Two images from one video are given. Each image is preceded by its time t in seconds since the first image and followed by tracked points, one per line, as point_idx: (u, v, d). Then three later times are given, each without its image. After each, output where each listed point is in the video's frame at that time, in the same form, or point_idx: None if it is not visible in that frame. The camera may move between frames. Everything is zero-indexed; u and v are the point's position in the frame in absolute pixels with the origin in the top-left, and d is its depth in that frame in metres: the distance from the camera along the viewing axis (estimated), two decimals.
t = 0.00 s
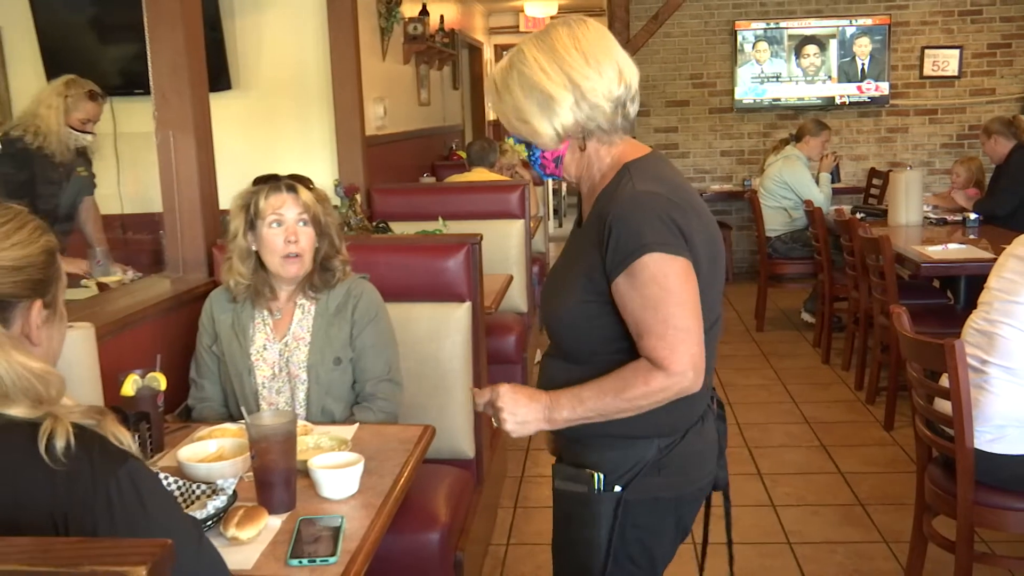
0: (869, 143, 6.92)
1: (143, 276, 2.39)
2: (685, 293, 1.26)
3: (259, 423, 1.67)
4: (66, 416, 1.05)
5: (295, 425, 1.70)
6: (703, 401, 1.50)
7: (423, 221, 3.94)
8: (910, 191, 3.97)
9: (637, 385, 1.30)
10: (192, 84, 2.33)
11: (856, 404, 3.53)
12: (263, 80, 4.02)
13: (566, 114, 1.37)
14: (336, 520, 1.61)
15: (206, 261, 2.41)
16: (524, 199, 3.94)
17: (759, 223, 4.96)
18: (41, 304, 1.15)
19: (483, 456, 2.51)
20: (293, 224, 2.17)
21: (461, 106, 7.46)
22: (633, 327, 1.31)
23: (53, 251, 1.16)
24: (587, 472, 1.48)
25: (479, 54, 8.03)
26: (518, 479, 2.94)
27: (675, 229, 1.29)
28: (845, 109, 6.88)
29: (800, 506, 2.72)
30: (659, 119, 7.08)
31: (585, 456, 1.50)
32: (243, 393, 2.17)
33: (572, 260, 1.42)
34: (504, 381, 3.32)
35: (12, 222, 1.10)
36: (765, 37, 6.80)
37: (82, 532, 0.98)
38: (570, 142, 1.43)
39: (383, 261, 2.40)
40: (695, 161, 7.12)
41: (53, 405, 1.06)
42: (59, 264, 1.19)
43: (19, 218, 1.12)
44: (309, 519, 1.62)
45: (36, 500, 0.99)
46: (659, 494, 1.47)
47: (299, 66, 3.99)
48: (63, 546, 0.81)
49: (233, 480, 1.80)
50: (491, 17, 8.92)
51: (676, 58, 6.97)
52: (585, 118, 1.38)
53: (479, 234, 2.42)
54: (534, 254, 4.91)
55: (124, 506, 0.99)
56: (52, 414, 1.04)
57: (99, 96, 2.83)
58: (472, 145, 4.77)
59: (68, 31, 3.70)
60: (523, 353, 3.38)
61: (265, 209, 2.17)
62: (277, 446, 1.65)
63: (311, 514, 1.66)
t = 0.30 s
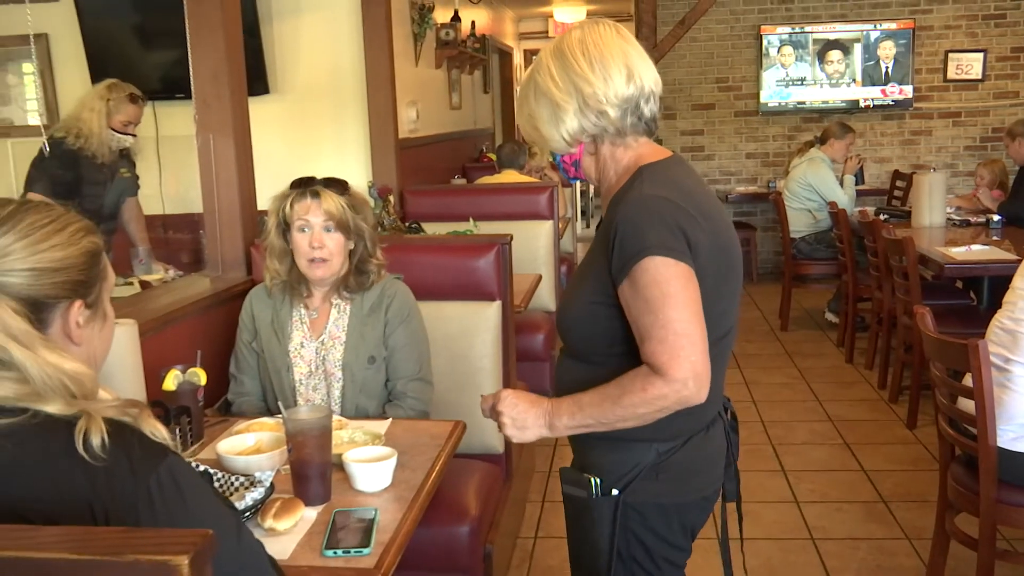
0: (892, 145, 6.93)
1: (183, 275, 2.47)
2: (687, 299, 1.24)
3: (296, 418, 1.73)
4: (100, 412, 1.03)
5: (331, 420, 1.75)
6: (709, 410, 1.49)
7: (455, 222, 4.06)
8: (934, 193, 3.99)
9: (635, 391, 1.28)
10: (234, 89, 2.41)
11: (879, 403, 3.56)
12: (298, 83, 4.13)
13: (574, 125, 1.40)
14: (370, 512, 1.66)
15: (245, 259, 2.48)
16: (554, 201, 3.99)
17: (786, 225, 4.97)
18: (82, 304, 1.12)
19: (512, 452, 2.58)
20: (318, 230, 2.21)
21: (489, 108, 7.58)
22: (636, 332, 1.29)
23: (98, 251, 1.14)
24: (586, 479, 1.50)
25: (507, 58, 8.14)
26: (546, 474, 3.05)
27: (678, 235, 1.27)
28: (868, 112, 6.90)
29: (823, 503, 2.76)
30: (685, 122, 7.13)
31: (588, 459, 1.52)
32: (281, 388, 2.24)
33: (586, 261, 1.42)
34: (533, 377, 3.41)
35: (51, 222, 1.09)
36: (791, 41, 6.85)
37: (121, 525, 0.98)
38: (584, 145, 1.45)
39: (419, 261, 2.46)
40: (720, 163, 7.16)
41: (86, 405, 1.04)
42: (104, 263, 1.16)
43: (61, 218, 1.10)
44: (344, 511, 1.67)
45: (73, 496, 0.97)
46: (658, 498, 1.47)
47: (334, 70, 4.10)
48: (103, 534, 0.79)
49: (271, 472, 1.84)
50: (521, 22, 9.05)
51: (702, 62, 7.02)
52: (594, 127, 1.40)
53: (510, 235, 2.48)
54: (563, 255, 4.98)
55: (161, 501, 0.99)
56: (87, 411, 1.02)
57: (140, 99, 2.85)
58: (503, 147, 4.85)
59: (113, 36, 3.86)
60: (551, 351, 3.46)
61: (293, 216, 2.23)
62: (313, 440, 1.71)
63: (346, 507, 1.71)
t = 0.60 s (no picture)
0: (908, 149, 6.95)
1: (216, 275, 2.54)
2: (701, 301, 1.28)
3: (324, 414, 1.76)
4: (129, 408, 1.08)
5: (358, 416, 1.79)
6: (719, 411, 1.53)
7: (479, 223, 4.16)
8: (949, 198, 4.02)
9: (653, 394, 1.34)
10: (265, 94, 2.48)
11: (894, 402, 3.60)
12: (327, 89, 4.25)
13: (588, 128, 1.45)
14: (395, 505, 1.70)
15: (275, 259, 2.55)
16: (575, 203, 4.06)
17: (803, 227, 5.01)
18: (119, 298, 1.19)
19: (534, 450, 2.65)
20: (345, 233, 2.27)
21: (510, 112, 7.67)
22: (652, 335, 1.34)
23: (131, 247, 1.21)
24: (598, 479, 1.55)
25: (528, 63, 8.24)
26: (566, 471, 3.14)
27: (691, 237, 1.31)
28: (885, 116, 6.92)
29: (839, 501, 2.81)
30: (704, 126, 7.18)
31: (602, 460, 1.57)
32: (310, 385, 2.31)
33: (602, 264, 1.47)
34: (554, 375, 3.47)
35: (84, 222, 1.17)
36: (808, 47, 6.88)
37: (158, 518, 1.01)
38: (598, 149, 1.50)
39: (443, 262, 2.53)
40: (738, 166, 7.20)
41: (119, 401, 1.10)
42: (138, 259, 1.24)
43: (95, 219, 1.19)
44: (370, 504, 1.72)
45: (111, 487, 1.01)
46: (669, 498, 1.52)
47: (361, 75, 4.23)
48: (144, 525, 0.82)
49: (299, 466, 1.88)
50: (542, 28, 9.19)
51: (720, 67, 7.06)
52: (609, 132, 1.45)
53: (532, 235, 2.53)
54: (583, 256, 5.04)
55: (196, 493, 1.02)
56: (118, 407, 1.07)
57: (174, 104, 2.98)
58: (524, 152, 4.93)
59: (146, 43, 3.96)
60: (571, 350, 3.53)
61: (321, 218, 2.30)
62: (340, 435, 1.74)
63: (372, 500, 1.75)
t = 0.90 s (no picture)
0: (919, 154, 6.99)
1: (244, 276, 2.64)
2: (708, 303, 1.34)
3: (346, 411, 1.82)
4: (163, 397, 1.15)
5: (379, 413, 1.84)
6: (732, 410, 1.58)
7: (498, 226, 4.26)
8: (959, 202, 4.06)
9: (652, 391, 1.39)
10: (290, 101, 2.55)
11: (904, 403, 3.65)
12: (350, 96, 4.36)
13: (606, 136, 1.49)
14: (415, 501, 1.74)
15: (299, 261, 2.63)
16: (591, 207, 4.13)
17: (815, 232, 5.06)
18: (148, 292, 1.26)
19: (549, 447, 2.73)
20: (365, 246, 2.31)
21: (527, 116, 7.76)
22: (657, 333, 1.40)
23: (155, 243, 1.28)
24: (615, 477, 1.60)
25: (545, 69, 8.32)
26: (581, 468, 3.22)
27: (705, 242, 1.36)
28: (895, 122, 6.97)
29: (849, 499, 2.86)
30: (717, 131, 7.25)
31: (618, 458, 1.63)
32: (332, 383, 2.39)
33: (617, 264, 1.53)
34: (569, 375, 3.54)
35: (107, 222, 1.24)
36: (820, 54, 6.91)
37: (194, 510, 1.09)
38: (615, 159, 1.55)
39: (461, 264, 2.60)
40: (751, 171, 7.26)
41: (151, 389, 1.16)
42: (164, 255, 1.31)
43: (119, 219, 1.26)
44: (390, 500, 1.76)
45: (154, 478, 1.08)
46: (685, 495, 1.57)
47: (383, 83, 4.32)
48: (173, 520, 0.88)
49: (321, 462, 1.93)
50: (559, 35, 9.30)
51: (734, 74, 7.13)
52: (626, 139, 1.50)
53: (549, 239, 2.59)
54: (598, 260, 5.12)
55: (234, 469, 1.11)
56: (151, 396, 1.14)
57: (206, 113, 3.06)
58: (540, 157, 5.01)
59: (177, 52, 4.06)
60: (586, 351, 3.61)
61: (341, 231, 2.35)
62: (362, 432, 1.79)
63: (393, 496, 1.80)
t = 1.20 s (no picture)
0: (928, 159, 7.03)
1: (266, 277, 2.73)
2: (723, 294, 1.40)
3: (367, 410, 1.86)
4: (182, 395, 1.19)
5: (399, 411, 1.89)
6: (744, 402, 1.64)
7: (514, 229, 4.34)
8: (968, 205, 4.10)
9: (673, 377, 1.43)
10: (313, 108, 2.63)
11: (914, 404, 3.68)
12: (370, 103, 4.47)
13: (624, 141, 1.53)
14: (433, 497, 1.78)
15: (321, 262, 2.73)
16: (605, 211, 4.19)
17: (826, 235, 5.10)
18: (174, 295, 1.33)
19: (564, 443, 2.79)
20: (392, 237, 2.42)
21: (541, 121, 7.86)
22: (676, 323, 1.45)
23: (186, 246, 1.35)
24: (632, 468, 1.64)
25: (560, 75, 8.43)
26: (595, 466, 3.28)
27: (718, 233, 1.42)
28: (906, 127, 7.00)
29: (859, 499, 2.90)
30: (729, 137, 7.31)
31: (635, 450, 1.67)
32: (353, 381, 2.44)
33: (631, 261, 1.59)
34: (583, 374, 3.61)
35: (143, 226, 1.32)
36: (831, 61, 6.95)
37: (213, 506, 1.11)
38: (632, 165, 1.60)
39: (477, 266, 2.67)
40: (763, 176, 7.31)
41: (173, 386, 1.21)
42: (194, 258, 1.37)
43: (151, 223, 1.33)
44: (410, 496, 1.79)
45: (181, 470, 1.11)
46: (699, 485, 1.62)
47: (405, 90, 4.42)
48: (200, 513, 0.90)
49: (343, 459, 1.96)
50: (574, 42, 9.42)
51: (745, 82, 7.19)
52: (643, 145, 1.55)
53: (565, 241, 2.64)
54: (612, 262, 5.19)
55: (255, 465, 1.15)
56: (173, 392, 1.18)
57: (231, 118, 3.18)
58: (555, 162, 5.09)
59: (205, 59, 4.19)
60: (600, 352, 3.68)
61: (366, 225, 2.44)
62: (382, 429, 1.84)
63: (412, 492, 1.84)
